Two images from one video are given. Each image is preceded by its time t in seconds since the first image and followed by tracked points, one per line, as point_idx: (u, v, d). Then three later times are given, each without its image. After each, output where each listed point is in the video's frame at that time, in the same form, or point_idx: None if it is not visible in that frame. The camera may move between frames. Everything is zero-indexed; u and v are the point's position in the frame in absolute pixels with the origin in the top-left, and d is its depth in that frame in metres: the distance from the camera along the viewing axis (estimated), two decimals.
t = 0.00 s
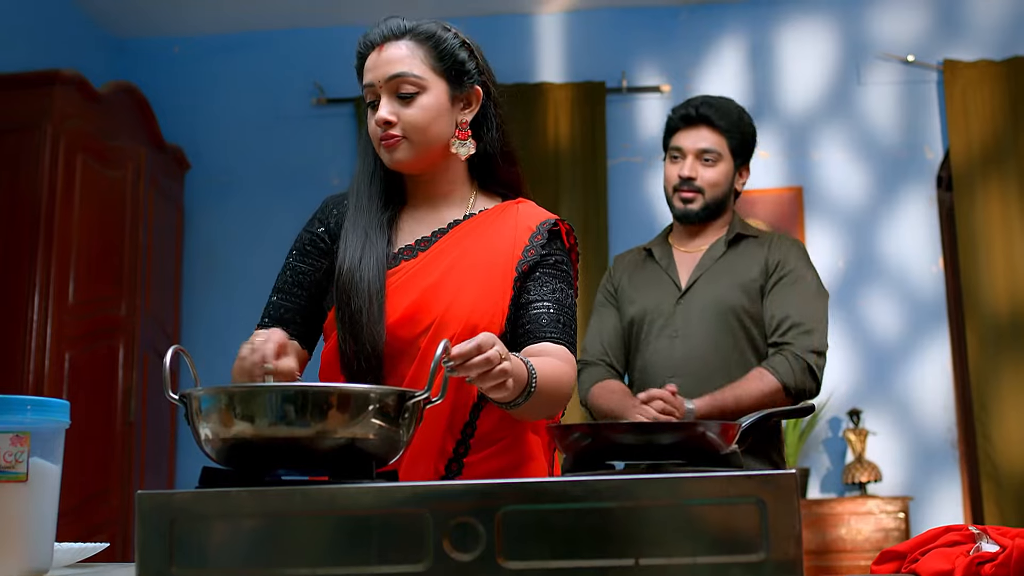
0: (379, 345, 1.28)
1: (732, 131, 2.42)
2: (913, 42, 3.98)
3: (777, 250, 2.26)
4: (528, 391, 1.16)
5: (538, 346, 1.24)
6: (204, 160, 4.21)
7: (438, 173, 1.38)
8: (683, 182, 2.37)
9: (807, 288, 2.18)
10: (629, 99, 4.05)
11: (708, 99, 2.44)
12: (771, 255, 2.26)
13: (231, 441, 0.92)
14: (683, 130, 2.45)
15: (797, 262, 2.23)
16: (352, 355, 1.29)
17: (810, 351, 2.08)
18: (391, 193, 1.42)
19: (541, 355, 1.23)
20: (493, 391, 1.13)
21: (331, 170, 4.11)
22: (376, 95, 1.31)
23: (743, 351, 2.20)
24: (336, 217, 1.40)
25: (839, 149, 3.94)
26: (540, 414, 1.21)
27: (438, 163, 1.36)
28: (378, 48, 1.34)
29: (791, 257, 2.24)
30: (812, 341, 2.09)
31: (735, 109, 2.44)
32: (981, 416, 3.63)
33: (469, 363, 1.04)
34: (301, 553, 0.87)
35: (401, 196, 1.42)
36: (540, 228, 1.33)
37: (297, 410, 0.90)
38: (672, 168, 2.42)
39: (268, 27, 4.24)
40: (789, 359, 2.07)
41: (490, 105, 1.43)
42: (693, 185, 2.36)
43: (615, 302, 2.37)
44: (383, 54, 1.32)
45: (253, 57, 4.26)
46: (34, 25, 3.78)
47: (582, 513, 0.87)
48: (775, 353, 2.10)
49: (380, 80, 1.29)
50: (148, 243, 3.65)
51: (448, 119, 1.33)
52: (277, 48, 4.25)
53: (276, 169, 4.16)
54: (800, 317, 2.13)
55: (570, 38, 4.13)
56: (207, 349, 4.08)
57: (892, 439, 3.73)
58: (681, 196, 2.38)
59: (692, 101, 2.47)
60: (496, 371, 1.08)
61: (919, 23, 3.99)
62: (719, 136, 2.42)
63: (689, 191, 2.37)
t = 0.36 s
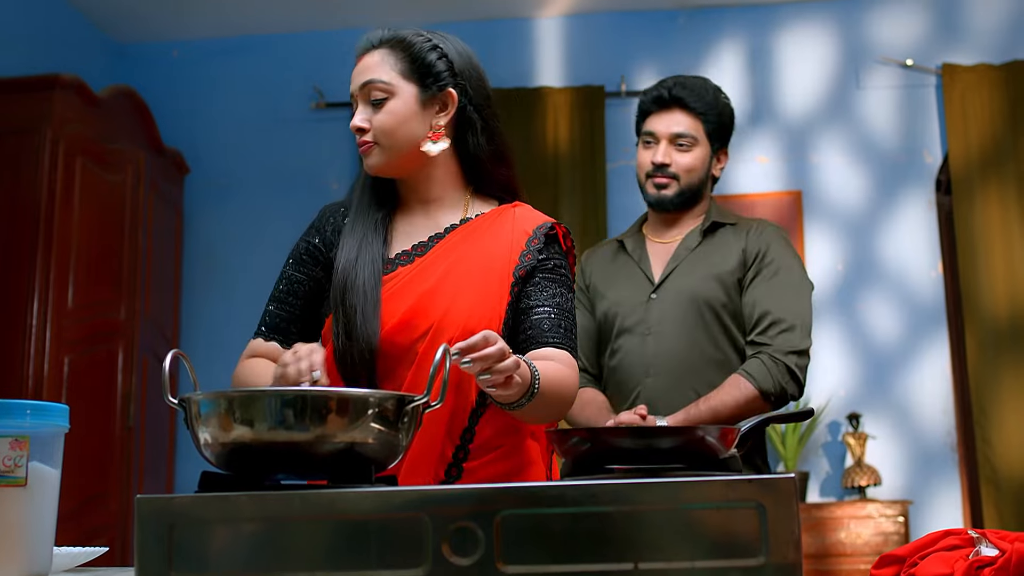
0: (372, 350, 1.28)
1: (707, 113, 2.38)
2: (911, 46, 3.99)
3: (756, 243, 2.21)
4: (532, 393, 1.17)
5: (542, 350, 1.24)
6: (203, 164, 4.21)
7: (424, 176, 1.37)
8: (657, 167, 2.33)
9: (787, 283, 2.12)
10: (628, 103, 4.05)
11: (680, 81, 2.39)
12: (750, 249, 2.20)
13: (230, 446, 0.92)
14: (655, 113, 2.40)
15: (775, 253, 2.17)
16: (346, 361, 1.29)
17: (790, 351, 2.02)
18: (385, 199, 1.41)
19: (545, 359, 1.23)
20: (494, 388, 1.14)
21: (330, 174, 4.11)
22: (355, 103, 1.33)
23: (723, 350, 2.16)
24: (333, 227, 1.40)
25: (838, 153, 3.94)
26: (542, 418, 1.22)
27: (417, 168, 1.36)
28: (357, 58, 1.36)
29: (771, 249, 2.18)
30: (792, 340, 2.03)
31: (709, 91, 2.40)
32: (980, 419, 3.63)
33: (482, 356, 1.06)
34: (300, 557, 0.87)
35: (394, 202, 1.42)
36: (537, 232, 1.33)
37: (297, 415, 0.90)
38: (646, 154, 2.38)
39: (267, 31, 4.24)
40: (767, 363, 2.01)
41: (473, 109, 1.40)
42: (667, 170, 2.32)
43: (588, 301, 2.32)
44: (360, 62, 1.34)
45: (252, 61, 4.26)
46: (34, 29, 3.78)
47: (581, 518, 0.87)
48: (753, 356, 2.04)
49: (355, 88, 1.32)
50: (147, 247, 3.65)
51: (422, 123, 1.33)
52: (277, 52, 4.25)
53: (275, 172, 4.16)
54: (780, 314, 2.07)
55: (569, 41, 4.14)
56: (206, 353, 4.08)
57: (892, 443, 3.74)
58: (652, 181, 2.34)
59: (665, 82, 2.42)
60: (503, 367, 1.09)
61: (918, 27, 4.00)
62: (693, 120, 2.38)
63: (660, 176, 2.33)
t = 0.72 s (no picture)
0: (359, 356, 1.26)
1: (656, 102, 2.26)
2: (912, 51, 3.99)
3: (701, 243, 2.15)
4: (561, 396, 1.17)
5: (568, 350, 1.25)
6: (204, 169, 4.21)
7: (403, 181, 1.36)
8: (601, 157, 2.20)
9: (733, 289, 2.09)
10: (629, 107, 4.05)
11: (632, 68, 2.27)
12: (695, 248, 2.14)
13: (231, 451, 0.91)
14: (602, 100, 2.27)
15: (720, 256, 2.14)
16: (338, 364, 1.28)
17: (737, 358, 2.00)
18: (367, 206, 1.40)
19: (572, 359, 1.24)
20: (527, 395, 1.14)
21: (331, 179, 4.12)
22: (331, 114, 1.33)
23: (662, 349, 2.07)
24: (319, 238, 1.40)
25: (838, 157, 3.94)
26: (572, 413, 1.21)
27: (396, 174, 1.35)
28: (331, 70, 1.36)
29: (715, 251, 2.14)
30: (738, 346, 2.01)
31: (661, 79, 2.28)
32: (982, 424, 3.63)
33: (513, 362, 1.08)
34: (302, 562, 0.87)
35: (376, 209, 1.41)
36: (522, 230, 1.32)
37: (298, 420, 0.90)
38: (591, 141, 2.24)
39: (268, 36, 4.25)
40: (714, 366, 1.97)
41: (447, 115, 1.39)
42: (613, 159, 2.20)
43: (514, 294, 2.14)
44: (336, 73, 1.34)
45: (253, 66, 4.27)
46: (35, 34, 3.79)
47: (582, 523, 0.87)
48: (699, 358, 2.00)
49: (330, 99, 1.32)
50: (148, 251, 3.65)
51: (397, 129, 1.33)
52: (278, 57, 4.26)
53: (276, 178, 4.16)
54: (726, 319, 2.03)
55: (570, 46, 4.14)
56: (207, 358, 4.08)
57: (893, 448, 3.73)
58: (596, 170, 2.21)
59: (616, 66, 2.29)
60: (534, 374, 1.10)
61: (918, 32, 4.00)
62: (642, 107, 2.26)
63: (605, 165, 2.21)
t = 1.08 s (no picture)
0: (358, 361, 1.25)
1: (598, 89, 2.14)
2: (916, 53, 3.99)
3: (640, 238, 2.05)
4: (566, 394, 1.20)
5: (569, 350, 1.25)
6: (208, 171, 4.22)
7: (394, 182, 1.36)
8: (543, 144, 2.07)
9: (683, 280, 1.99)
10: (633, 109, 4.04)
11: (575, 53, 2.15)
12: (634, 242, 2.04)
13: (235, 454, 0.91)
14: (543, 86, 2.14)
15: (662, 248, 2.04)
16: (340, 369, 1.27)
17: (698, 352, 1.91)
18: (355, 211, 1.39)
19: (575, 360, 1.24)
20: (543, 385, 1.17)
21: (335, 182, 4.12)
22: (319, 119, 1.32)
23: (607, 349, 1.95)
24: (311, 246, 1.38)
25: (842, 159, 3.94)
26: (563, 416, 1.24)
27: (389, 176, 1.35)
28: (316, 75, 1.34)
29: (656, 243, 2.04)
30: (696, 340, 1.92)
31: (602, 67, 2.17)
32: (986, 427, 3.62)
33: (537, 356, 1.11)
34: (305, 564, 0.87)
35: (368, 213, 1.40)
36: (517, 228, 1.32)
37: (302, 423, 0.90)
38: (533, 128, 2.11)
39: (272, 39, 4.26)
40: (675, 363, 1.87)
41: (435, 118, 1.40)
42: (556, 148, 2.07)
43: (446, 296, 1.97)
44: (325, 79, 1.32)
45: (257, 69, 4.28)
46: (40, 37, 3.80)
47: (585, 526, 0.87)
48: (658, 355, 1.90)
49: (319, 104, 1.30)
50: (152, 254, 3.66)
51: (388, 132, 1.32)
52: (282, 61, 4.27)
53: (280, 180, 4.17)
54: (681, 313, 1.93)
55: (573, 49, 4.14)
56: (211, 360, 4.09)
57: (897, 450, 3.72)
58: (537, 158, 2.08)
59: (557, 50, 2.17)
60: (556, 366, 1.13)
61: (923, 34, 4.00)
62: (584, 94, 2.14)
63: (548, 153, 2.08)
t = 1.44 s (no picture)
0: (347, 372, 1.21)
1: (580, 76, 1.87)
2: (919, 53, 3.98)
3: (625, 227, 1.87)
4: (556, 393, 1.17)
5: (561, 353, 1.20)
6: (210, 172, 4.22)
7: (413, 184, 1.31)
8: (522, 138, 1.82)
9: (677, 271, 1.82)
10: (635, 110, 4.03)
11: (555, 37, 1.87)
12: (620, 233, 1.86)
13: (238, 454, 0.91)
14: (520, 71, 1.87)
15: (649, 237, 1.87)
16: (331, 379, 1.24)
17: (698, 344, 1.76)
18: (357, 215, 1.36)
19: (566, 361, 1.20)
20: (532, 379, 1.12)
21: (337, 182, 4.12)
22: (356, 121, 1.23)
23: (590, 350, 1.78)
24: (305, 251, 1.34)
25: (845, 160, 3.93)
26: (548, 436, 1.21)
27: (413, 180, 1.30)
28: (350, 73, 1.25)
29: (642, 231, 1.87)
30: (694, 333, 1.77)
31: (584, 53, 1.90)
32: (989, 427, 3.62)
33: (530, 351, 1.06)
34: (304, 565, 0.85)
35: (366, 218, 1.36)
36: (517, 229, 1.28)
37: (305, 423, 0.89)
38: (509, 117, 1.85)
39: (274, 39, 4.26)
40: (674, 359, 1.72)
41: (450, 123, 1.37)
42: (536, 141, 1.82)
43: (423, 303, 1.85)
44: (356, 79, 1.24)
45: (259, 69, 4.28)
46: (42, 36, 3.79)
47: (588, 526, 0.84)
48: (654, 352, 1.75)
49: (363, 105, 1.22)
50: (155, 255, 3.66)
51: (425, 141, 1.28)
52: (283, 61, 4.27)
53: (283, 180, 4.17)
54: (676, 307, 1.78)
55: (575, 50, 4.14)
56: (215, 361, 4.10)
57: (900, 450, 3.72)
58: (517, 154, 1.83)
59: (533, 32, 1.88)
60: (545, 362, 1.09)
61: (925, 33, 4.00)
62: (565, 83, 1.87)
63: (528, 148, 1.83)
